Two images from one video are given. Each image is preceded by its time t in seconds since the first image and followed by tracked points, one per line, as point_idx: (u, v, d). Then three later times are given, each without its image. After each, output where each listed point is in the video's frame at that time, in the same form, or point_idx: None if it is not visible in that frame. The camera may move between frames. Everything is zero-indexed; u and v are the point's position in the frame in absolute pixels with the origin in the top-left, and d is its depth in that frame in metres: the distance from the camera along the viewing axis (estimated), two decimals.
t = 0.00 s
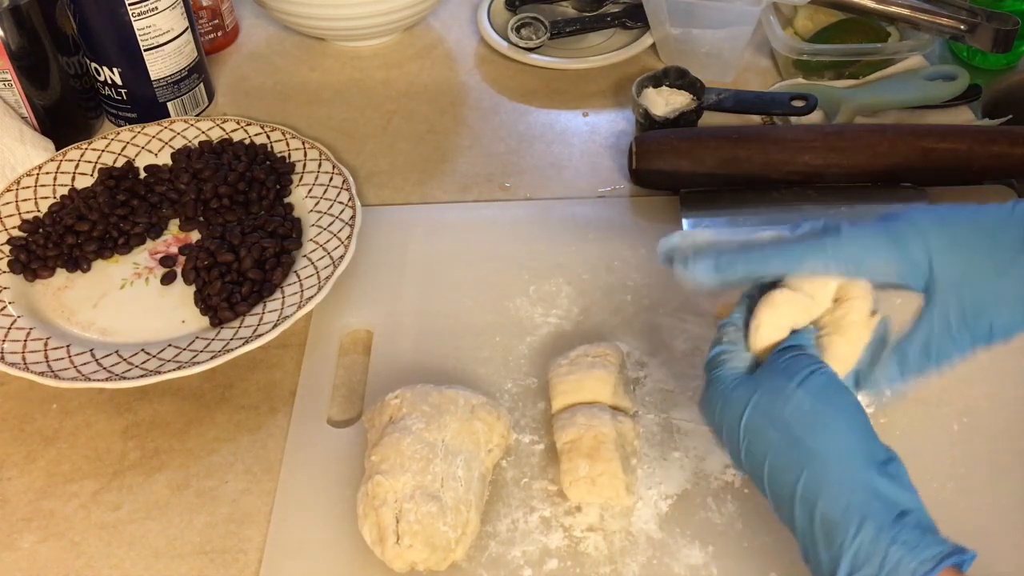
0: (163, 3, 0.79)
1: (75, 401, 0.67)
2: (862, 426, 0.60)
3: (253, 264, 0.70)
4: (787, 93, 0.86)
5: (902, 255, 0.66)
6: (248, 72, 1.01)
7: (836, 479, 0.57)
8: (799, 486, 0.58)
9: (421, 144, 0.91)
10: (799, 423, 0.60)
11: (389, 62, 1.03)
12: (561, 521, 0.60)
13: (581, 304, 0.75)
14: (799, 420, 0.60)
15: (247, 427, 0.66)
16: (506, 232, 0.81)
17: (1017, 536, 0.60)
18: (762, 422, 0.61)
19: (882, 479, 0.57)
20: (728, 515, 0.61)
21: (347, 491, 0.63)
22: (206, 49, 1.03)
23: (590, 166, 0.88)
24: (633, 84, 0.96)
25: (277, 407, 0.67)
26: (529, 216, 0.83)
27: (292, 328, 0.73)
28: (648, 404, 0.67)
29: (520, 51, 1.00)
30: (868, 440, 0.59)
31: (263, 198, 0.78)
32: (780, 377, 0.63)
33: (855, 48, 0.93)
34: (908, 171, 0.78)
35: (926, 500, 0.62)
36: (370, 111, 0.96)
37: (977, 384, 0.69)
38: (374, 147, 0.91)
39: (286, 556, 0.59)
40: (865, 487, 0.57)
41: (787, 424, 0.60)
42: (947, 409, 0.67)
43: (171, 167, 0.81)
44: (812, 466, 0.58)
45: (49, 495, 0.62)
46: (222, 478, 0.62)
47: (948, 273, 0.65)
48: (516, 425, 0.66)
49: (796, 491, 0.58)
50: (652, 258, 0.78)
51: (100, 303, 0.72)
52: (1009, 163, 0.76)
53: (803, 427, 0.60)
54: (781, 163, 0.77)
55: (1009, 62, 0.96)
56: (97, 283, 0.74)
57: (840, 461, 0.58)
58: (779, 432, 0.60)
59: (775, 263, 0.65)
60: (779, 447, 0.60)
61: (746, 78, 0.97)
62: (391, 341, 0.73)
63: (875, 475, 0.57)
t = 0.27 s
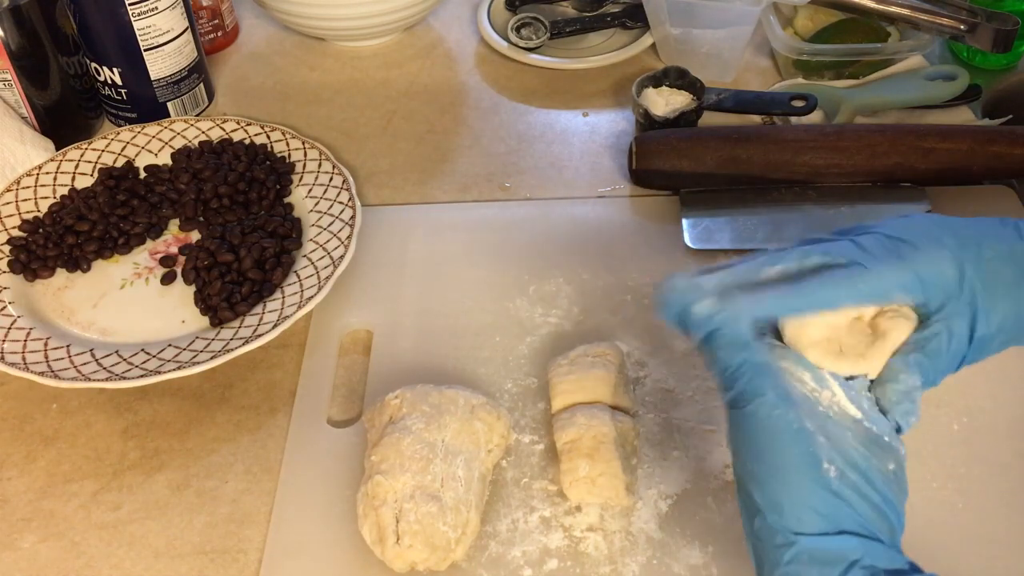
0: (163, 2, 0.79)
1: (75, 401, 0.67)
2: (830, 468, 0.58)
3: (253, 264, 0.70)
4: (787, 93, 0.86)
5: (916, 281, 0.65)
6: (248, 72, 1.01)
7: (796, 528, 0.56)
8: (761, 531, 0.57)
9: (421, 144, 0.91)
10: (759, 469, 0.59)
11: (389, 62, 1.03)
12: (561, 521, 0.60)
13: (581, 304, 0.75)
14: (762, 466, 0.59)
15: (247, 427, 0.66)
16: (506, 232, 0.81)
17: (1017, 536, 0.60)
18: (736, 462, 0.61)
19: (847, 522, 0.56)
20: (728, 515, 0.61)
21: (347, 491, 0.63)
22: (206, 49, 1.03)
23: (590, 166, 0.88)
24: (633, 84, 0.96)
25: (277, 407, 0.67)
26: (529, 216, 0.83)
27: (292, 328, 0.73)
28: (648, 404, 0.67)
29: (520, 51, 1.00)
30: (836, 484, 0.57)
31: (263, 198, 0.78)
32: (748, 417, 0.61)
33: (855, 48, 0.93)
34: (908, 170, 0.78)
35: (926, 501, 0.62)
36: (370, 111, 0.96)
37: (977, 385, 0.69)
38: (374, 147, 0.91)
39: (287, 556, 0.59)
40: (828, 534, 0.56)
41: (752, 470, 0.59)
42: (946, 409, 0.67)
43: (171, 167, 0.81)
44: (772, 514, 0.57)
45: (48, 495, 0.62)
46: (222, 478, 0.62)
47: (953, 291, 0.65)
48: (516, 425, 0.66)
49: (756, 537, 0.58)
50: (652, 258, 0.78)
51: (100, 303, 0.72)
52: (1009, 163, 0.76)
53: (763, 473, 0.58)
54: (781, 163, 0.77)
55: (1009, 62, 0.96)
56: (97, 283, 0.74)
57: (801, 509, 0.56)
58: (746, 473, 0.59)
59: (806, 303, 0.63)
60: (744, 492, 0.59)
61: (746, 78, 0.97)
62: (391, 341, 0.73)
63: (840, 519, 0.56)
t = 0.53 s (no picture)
0: (163, 3, 0.79)
1: (75, 401, 0.67)
2: (832, 487, 0.57)
3: (253, 264, 0.70)
4: (787, 93, 0.86)
5: (912, 223, 0.63)
6: (248, 72, 1.01)
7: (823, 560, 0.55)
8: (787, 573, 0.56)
9: (421, 144, 0.91)
10: (767, 517, 0.56)
11: (388, 62, 1.03)
12: (561, 521, 0.60)
13: (581, 304, 0.75)
14: (772, 514, 0.56)
15: (247, 427, 0.66)
16: (506, 232, 0.81)
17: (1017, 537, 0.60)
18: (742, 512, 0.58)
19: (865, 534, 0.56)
20: (728, 515, 0.61)
21: (347, 490, 0.63)
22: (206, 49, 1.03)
23: (590, 166, 0.88)
24: (633, 84, 0.96)
25: (277, 407, 0.67)
26: (529, 216, 0.83)
27: (292, 328, 0.73)
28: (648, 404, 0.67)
29: (520, 51, 1.00)
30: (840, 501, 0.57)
31: (263, 198, 0.78)
32: (738, 470, 0.57)
33: (855, 48, 0.93)
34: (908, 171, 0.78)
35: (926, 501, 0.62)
36: (370, 111, 0.96)
37: (977, 385, 0.69)
38: (374, 147, 0.91)
39: (286, 556, 0.59)
40: (854, 555, 0.55)
41: (758, 517, 0.57)
42: (947, 409, 0.67)
43: (171, 167, 0.81)
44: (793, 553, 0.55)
45: (48, 495, 0.62)
46: (222, 478, 0.62)
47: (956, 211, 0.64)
48: (516, 425, 0.66)
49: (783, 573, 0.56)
50: (652, 258, 0.78)
51: (100, 303, 0.72)
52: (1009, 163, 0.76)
53: (773, 519, 0.56)
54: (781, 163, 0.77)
55: (1009, 62, 0.96)
56: (97, 283, 0.74)
57: (821, 540, 0.55)
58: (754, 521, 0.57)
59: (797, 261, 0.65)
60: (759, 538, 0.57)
61: (746, 78, 0.97)
62: (391, 341, 0.73)
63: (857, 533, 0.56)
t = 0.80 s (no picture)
0: (163, 3, 0.79)
1: (75, 401, 0.67)
2: (846, 501, 0.56)
3: (253, 264, 0.70)
4: (787, 93, 0.86)
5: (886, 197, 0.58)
6: (248, 72, 1.01)
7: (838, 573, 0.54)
8: None
9: (421, 143, 0.91)
10: (781, 530, 0.55)
11: (389, 62, 1.03)
12: (561, 521, 0.60)
13: (581, 304, 0.75)
14: (785, 528, 0.55)
15: (248, 427, 0.66)
16: (506, 232, 0.81)
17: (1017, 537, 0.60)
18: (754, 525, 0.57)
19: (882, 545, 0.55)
20: (728, 515, 0.61)
21: (346, 490, 0.63)
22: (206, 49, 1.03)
23: (590, 166, 0.88)
24: (633, 84, 0.96)
25: (277, 407, 0.67)
26: (529, 216, 0.83)
27: (292, 328, 0.73)
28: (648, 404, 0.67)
29: (520, 51, 1.00)
30: (855, 513, 0.55)
31: (263, 198, 0.78)
32: (751, 482, 0.57)
33: (855, 48, 0.93)
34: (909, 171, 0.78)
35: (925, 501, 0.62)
36: (370, 111, 0.96)
37: (977, 385, 0.69)
38: (374, 147, 0.91)
39: (287, 556, 0.59)
40: (872, 565, 0.55)
41: (771, 530, 0.56)
42: (947, 408, 0.67)
43: (171, 167, 0.81)
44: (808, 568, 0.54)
45: (49, 495, 0.62)
46: (222, 478, 0.62)
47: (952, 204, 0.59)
48: (516, 425, 0.66)
49: None
50: (652, 258, 0.79)
51: (100, 303, 0.72)
52: (1009, 163, 0.76)
53: (786, 531, 0.55)
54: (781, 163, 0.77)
55: (1009, 62, 0.96)
56: (97, 283, 0.74)
57: (836, 553, 0.54)
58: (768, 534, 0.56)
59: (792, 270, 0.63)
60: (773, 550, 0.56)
61: (746, 78, 0.97)
62: (391, 341, 0.73)
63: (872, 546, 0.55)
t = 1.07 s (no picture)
0: (163, 3, 0.79)
1: (75, 401, 0.67)
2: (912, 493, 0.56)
3: (253, 264, 0.70)
4: (787, 93, 0.86)
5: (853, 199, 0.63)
6: (248, 72, 1.01)
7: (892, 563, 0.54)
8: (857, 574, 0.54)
9: (421, 143, 0.91)
10: (837, 516, 0.56)
11: (388, 62, 1.03)
12: (561, 521, 0.60)
13: (581, 304, 0.75)
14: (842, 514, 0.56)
15: (247, 427, 0.66)
16: (506, 232, 0.81)
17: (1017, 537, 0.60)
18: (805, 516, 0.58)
19: (945, 542, 0.54)
20: (728, 515, 0.61)
21: (346, 490, 0.63)
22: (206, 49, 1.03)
23: (590, 166, 0.88)
24: (633, 84, 0.96)
25: (277, 407, 0.67)
26: (529, 216, 0.83)
27: (292, 328, 0.73)
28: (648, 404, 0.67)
29: (520, 51, 1.00)
30: (921, 507, 0.55)
31: (263, 198, 0.78)
32: (809, 468, 0.58)
33: (855, 48, 0.93)
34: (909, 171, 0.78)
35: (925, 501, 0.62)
36: (370, 111, 0.96)
37: (977, 384, 0.69)
38: (374, 147, 0.91)
39: (287, 556, 0.59)
40: (929, 557, 0.54)
41: (829, 515, 0.56)
42: (947, 408, 0.67)
43: (171, 167, 0.81)
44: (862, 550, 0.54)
45: (49, 495, 0.62)
46: (222, 478, 0.62)
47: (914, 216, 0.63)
48: (516, 425, 0.66)
49: None
50: (652, 258, 0.78)
51: (100, 303, 0.72)
52: (1009, 163, 0.76)
53: (846, 513, 0.55)
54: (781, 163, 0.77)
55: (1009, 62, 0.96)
56: (97, 283, 0.74)
57: (893, 542, 0.54)
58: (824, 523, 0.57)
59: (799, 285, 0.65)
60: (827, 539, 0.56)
61: (746, 78, 0.97)
62: (391, 341, 0.73)
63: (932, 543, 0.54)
